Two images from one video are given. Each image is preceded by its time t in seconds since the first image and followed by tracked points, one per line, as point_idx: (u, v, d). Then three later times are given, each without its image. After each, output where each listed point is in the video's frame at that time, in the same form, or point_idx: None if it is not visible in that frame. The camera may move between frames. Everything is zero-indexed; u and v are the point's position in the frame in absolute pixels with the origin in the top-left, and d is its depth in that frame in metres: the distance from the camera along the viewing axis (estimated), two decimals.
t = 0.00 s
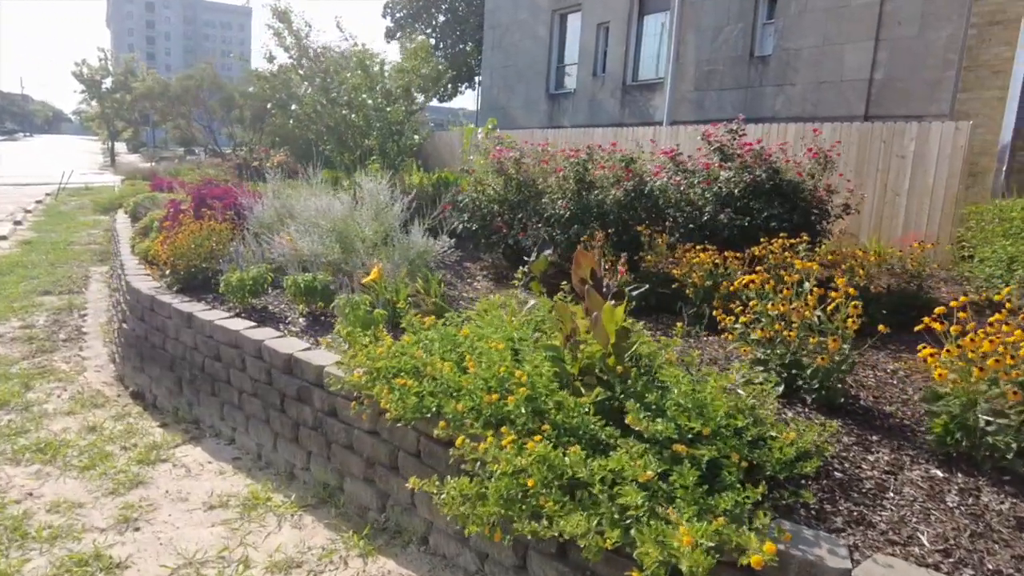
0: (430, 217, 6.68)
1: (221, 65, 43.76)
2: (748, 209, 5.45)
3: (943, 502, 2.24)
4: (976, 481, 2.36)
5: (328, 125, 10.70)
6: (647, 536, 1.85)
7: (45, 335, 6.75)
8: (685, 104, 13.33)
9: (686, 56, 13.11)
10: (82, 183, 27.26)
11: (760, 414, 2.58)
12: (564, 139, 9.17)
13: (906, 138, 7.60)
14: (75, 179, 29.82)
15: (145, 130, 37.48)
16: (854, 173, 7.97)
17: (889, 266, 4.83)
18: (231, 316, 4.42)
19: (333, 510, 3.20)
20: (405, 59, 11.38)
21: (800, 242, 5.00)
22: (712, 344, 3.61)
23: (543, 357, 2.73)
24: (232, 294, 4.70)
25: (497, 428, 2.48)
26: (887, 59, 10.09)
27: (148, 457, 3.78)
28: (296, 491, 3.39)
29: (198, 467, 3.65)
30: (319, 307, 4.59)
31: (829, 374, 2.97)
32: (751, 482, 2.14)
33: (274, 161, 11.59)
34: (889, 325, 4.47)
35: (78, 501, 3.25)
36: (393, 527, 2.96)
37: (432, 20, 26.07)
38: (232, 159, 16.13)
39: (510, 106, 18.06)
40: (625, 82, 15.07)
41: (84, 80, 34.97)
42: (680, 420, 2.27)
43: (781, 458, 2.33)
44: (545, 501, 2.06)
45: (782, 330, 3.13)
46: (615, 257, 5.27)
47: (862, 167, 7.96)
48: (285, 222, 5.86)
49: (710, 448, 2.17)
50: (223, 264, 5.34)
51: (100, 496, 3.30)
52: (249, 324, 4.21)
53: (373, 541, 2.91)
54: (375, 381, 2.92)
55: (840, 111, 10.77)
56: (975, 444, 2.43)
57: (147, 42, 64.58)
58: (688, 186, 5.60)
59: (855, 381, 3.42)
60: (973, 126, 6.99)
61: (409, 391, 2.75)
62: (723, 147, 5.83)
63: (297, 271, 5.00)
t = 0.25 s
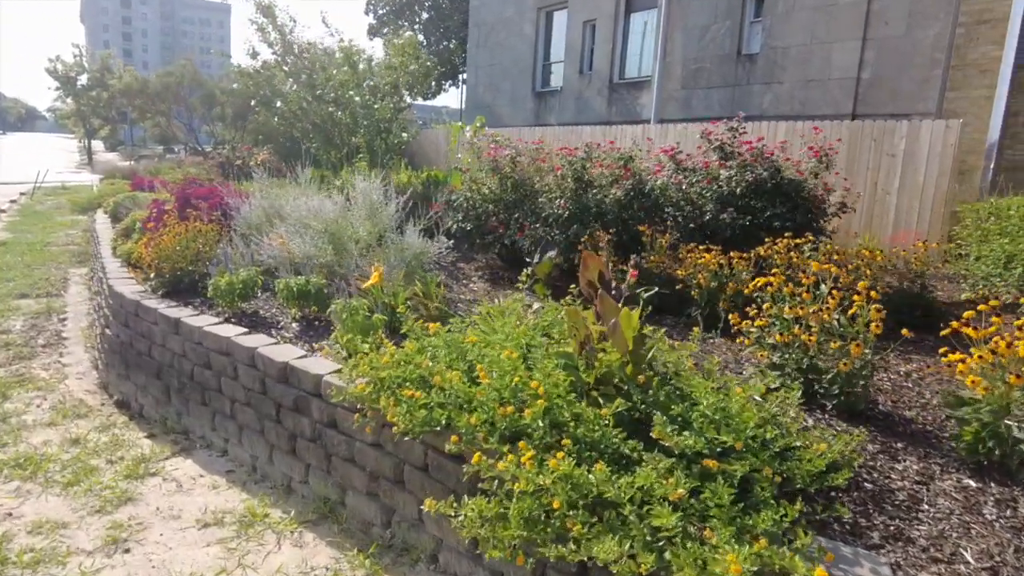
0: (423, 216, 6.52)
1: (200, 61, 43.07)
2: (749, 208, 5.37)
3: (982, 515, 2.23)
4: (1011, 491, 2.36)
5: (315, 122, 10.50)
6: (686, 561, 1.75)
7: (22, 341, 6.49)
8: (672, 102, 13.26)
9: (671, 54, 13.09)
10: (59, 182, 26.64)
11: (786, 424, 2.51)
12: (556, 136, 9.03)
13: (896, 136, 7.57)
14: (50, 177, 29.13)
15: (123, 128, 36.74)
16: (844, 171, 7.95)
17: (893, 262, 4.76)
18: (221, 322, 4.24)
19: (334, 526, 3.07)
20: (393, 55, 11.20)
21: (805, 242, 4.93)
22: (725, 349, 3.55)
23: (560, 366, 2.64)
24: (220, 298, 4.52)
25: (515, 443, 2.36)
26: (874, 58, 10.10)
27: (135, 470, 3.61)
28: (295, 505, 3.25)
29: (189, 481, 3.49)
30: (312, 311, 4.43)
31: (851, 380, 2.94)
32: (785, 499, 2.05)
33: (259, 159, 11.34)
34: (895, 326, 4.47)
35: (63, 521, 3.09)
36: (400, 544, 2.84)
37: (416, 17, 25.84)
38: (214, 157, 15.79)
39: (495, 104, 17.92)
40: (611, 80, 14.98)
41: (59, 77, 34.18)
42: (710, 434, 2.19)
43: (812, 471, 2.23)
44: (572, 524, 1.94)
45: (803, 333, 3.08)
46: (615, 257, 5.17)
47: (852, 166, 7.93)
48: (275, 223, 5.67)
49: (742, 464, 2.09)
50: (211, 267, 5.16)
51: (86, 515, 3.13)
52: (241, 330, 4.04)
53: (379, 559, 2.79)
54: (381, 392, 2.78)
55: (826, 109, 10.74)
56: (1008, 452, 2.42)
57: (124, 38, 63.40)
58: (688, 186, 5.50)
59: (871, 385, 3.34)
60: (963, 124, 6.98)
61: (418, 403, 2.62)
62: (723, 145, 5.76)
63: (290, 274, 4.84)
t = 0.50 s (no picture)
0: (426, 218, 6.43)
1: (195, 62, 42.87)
2: (752, 211, 5.23)
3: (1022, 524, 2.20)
4: None
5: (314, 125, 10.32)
6: None
7: (20, 344, 6.39)
8: (664, 106, 13.40)
9: (663, 58, 13.25)
10: (54, 184, 26.41)
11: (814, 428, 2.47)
12: (559, 139, 8.96)
13: (886, 140, 7.78)
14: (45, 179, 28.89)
15: (118, 129, 36.51)
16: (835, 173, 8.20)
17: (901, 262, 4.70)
18: (227, 326, 4.16)
19: (352, 537, 3.05)
20: (392, 57, 11.14)
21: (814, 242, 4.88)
22: (742, 353, 3.51)
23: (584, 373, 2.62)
24: (227, 301, 4.43)
25: (545, 453, 2.36)
26: (862, 63, 10.17)
27: (143, 479, 3.55)
28: (309, 515, 3.21)
29: (199, 490, 3.44)
30: (319, 315, 4.37)
31: (875, 384, 2.89)
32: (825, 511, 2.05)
33: (258, 161, 11.24)
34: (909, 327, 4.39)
35: (71, 534, 3.03)
36: (419, 555, 2.82)
37: (412, 18, 25.76)
38: (211, 158, 15.64)
39: (488, 107, 17.92)
40: (603, 84, 14.87)
41: (53, 78, 33.95)
42: (745, 444, 2.19)
43: (848, 478, 2.20)
44: (612, 542, 1.93)
45: (824, 336, 3.01)
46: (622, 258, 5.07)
47: (844, 168, 8.17)
48: (278, 226, 5.58)
49: (780, 476, 2.09)
50: (214, 270, 5.07)
51: (95, 527, 3.08)
52: (248, 335, 3.95)
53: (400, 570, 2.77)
54: (401, 401, 2.74)
55: (815, 113, 10.83)
56: None
57: (118, 40, 63.13)
58: (692, 188, 5.38)
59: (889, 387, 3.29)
60: (951, 129, 7.16)
61: (441, 413, 2.59)
62: (725, 147, 5.61)
63: (296, 277, 4.75)
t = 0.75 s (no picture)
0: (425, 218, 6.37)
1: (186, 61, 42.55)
2: (755, 211, 5.18)
3: None
4: None
5: (312, 125, 10.14)
6: None
7: (12, 347, 6.28)
8: (659, 106, 13.40)
9: (658, 59, 13.25)
10: (44, 183, 26.13)
11: (829, 432, 2.43)
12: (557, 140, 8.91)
13: (882, 140, 7.79)
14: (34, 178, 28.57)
15: (108, 128, 36.17)
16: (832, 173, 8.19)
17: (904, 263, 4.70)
18: (226, 329, 4.08)
19: (358, 544, 3.00)
20: (388, 56, 11.05)
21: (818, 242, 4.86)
22: (750, 355, 3.47)
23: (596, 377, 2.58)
24: (226, 303, 4.36)
25: (559, 460, 2.32)
26: (857, 64, 10.20)
27: (141, 484, 3.48)
28: (313, 522, 3.16)
29: (199, 496, 3.38)
30: (320, 317, 4.30)
31: (888, 388, 2.83)
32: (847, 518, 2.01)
33: (252, 160, 11.13)
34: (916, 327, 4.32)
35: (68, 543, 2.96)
36: (428, 563, 2.77)
37: (405, 18, 25.66)
38: (205, 158, 15.49)
39: (483, 107, 17.83)
40: (598, 84, 14.82)
41: (42, 77, 33.60)
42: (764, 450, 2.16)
43: (868, 483, 2.16)
44: (634, 552, 1.89)
45: (832, 340, 2.97)
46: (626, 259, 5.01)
47: (840, 168, 8.17)
48: (276, 226, 5.50)
49: (802, 482, 2.06)
50: (212, 271, 5.00)
51: (93, 536, 3.01)
52: (247, 337, 3.88)
53: None
54: (408, 406, 2.69)
55: (809, 114, 10.83)
56: None
57: (108, 38, 62.60)
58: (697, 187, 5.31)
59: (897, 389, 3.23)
60: (947, 129, 7.17)
61: (451, 419, 2.55)
62: (727, 147, 5.56)
63: (296, 279, 4.69)
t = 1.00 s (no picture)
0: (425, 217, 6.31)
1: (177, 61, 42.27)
2: (758, 211, 5.14)
3: None
4: None
5: (308, 124, 9.95)
6: None
7: (5, 349, 6.18)
8: (655, 106, 13.40)
9: (654, 59, 13.24)
10: (34, 182, 25.85)
11: (849, 437, 2.39)
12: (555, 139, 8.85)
13: (879, 141, 7.81)
14: (24, 178, 28.29)
15: (98, 128, 35.86)
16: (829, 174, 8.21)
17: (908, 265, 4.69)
18: (225, 331, 4.00)
19: (364, 551, 2.95)
20: (384, 54, 10.98)
21: (821, 243, 4.82)
22: (759, 357, 3.44)
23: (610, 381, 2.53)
24: (225, 304, 4.29)
25: (575, 466, 2.28)
26: (852, 64, 10.22)
27: (139, 491, 3.41)
28: (317, 529, 3.11)
29: (200, 503, 3.32)
30: (320, 319, 4.24)
31: (899, 391, 2.79)
32: (871, 525, 1.98)
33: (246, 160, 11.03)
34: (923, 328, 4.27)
35: (67, 552, 2.90)
36: (436, 570, 2.72)
37: (398, 17, 25.61)
38: (198, 157, 15.34)
39: (478, 106, 17.77)
40: (593, 84, 14.78)
41: (31, 75, 33.27)
42: (786, 455, 2.12)
43: (889, 488, 2.12)
44: (657, 560, 1.85)
45: (843, 342, 2.93)
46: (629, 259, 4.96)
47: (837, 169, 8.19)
48: (275, 226, 5.43)
49: (824, 488, 2.02)
50: (210, 271, 4.92)
51: (91, 545, 2.95)
52: (247, 339, 3.81)
53: None
54: (418, 410, 2.64)
55: (805, 114, 10.83)
56: None
57: (98, 37, 62.10)
58: (700, 187, 5.25)
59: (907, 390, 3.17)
60: (943, 129, 7.16)
61: (462, 424, 2.51)
62: (729, 147, 5.51)
63: (295, 280, 4.62)
